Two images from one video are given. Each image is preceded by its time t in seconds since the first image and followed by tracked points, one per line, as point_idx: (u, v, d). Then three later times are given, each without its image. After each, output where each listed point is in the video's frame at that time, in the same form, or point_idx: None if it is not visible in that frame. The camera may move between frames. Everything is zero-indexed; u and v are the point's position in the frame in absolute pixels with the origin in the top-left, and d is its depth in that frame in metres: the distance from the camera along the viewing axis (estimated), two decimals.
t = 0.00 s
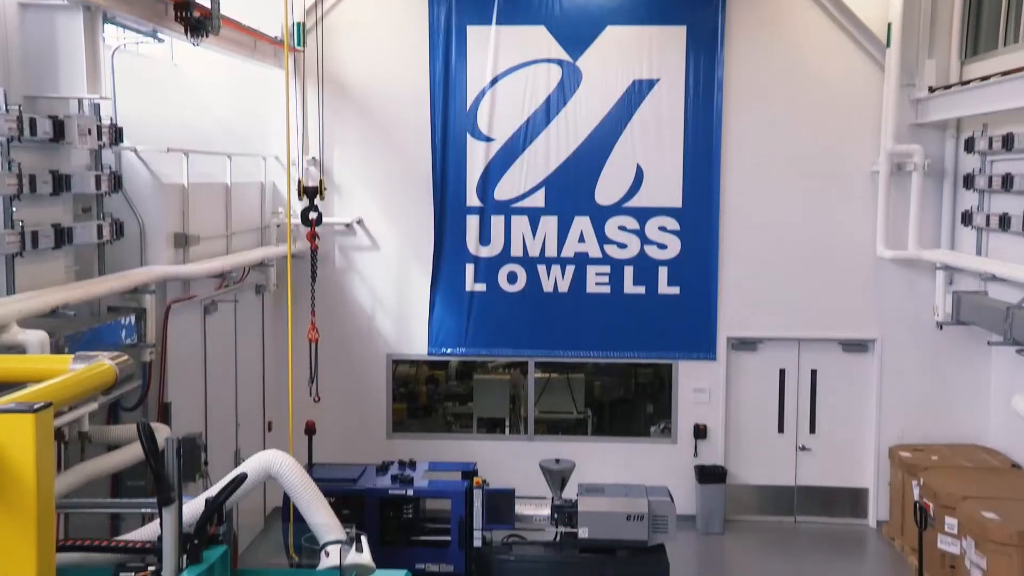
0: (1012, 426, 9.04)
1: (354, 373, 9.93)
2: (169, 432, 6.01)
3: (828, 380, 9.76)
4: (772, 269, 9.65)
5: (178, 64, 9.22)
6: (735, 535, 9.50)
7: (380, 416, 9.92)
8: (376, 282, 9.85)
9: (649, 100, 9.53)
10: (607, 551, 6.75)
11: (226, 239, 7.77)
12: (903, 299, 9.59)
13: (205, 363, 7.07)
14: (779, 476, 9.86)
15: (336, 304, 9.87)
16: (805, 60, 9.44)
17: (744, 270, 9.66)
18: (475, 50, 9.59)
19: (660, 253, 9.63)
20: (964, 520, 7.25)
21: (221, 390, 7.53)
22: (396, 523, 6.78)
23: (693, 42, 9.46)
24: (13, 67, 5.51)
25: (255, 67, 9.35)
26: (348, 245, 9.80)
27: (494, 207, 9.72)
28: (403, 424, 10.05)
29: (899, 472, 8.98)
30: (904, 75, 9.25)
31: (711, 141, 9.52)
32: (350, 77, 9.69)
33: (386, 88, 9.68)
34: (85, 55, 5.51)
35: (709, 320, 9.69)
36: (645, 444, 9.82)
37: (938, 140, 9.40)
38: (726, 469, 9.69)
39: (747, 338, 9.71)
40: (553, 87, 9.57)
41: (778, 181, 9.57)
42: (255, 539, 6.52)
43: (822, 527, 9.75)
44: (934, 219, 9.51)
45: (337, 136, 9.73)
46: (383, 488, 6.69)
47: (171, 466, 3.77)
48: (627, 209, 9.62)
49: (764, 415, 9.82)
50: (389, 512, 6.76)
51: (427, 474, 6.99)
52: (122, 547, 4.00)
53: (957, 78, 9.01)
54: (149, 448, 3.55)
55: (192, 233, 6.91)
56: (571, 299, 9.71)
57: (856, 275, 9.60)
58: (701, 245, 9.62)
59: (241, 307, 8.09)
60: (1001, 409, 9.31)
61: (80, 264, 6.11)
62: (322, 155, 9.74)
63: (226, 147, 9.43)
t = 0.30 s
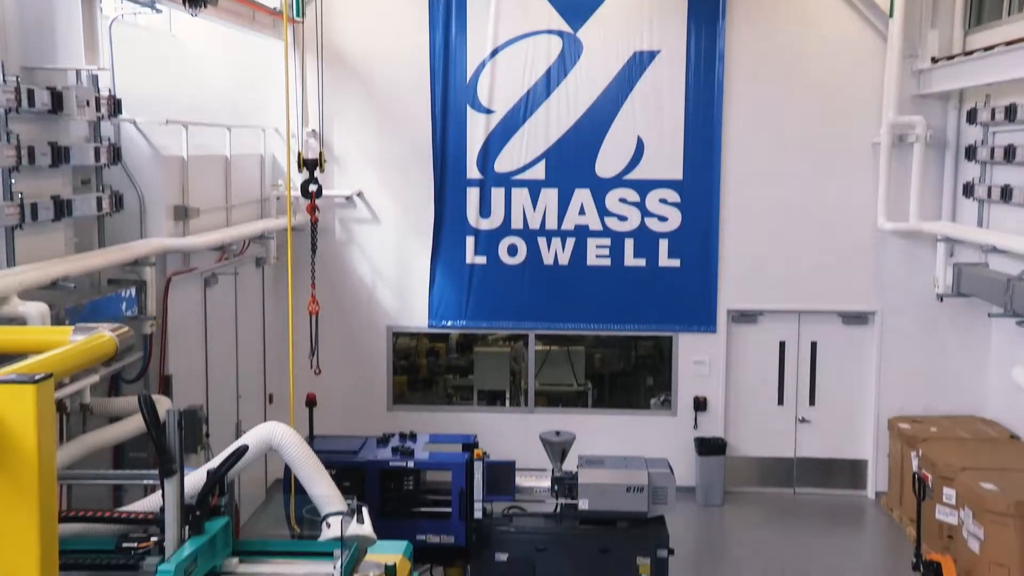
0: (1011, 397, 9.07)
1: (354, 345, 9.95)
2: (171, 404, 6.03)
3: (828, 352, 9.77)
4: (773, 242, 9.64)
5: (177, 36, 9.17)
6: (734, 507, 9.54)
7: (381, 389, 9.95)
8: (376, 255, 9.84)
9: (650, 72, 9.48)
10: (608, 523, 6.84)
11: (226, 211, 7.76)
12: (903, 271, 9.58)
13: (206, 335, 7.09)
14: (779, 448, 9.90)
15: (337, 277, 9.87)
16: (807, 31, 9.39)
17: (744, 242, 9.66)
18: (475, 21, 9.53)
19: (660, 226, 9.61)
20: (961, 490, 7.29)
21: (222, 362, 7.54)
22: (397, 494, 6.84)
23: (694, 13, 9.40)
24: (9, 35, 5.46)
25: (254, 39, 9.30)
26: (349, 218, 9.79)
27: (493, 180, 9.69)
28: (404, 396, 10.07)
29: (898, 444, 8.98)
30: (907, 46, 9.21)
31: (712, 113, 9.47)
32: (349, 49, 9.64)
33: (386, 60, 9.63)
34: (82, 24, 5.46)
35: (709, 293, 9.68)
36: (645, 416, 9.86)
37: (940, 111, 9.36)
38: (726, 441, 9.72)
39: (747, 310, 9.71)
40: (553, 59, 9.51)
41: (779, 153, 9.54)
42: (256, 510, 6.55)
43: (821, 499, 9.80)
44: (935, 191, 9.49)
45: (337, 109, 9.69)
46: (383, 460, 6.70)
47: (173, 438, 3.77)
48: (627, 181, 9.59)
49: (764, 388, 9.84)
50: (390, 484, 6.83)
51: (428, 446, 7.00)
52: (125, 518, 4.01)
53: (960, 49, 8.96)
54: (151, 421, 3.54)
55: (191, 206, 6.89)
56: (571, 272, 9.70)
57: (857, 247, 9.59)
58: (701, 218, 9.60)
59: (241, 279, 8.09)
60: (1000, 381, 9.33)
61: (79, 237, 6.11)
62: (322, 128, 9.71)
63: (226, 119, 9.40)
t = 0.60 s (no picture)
0: (1010, 365, 9.09)
1: (355, 315, 9.96)
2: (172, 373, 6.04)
3: (828, 322, 9.78)
4: (774, 211, 9.62)
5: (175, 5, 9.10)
6: (733, 475, 9.59)
7: (381, 358, 9.97)
8: (376, 224, 9.83)
9: (651, 40, 9.42)
10: (608, 491, 6.91)
11: (226, 180, 7.74)
12: (904, 240, 9.57)
13: (206, 304, 7.10)
14: (778, 417, 9.93)
15: (337, 246, 9.86)
16: None
17: (745, 212, 9.63)
18: None
19: (661, 195, 9.58)
20: (960, 458, 7.32)
21: (222, 331, 7.54)
22: (398, 463, 6.82)
23: None
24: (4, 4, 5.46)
25: (253, 7, 9.24)
26: (349, 187, 9.76)
27: (494, 149, 9.65)
28: (405, 365, 10.06)
29: (897, 413, 9.01)
30: (910, 13, 9.15)
31: (714, 81, 9.42)
32: (349, 16, 9.57)
33: (386, 28, 9.57)
34: None
35: (710, 263, 9.68)
36: (645, 385, 9.88)
37: (943, 79, 9.31)
38: (726, 410, 9.76)
39: (748, 280, 9.71)
40: (553, 27, 9.45)
41: (780, 121, 9.50)
42: (258, 478, 6.58)
43: (820, 467, 9.84)
44: (937, 159, 9.46)
45: (336, 77, 9.64)
46: (385, 429, 6.75)
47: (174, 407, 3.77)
48: (627, 150, 9.55)
49: (763, 357, 9.86)
50: (391, 453, 6.81)
51: (429, 415, 7.03)
52: (126, 487, 4.02)
53: (964, 16, 8.90)
54: (152, 390, 3.55)
55: (191, 175, 6.87)
56: (571, 241, 9.69)
57: (858, 216, 9.57)
58: (702, 187, 9.57)
59: (242, 249, 8.08)
60: (999, 349, 9.35)
61: (79, 206, 6.10)
62: (321, 97, 9.66)
63: (224, 88, 9.35)
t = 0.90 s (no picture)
0: (1010, 331, 9.11)
1: (355, 282, 9.96)
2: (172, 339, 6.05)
3: (828, 288, 9.78)
4: (775, 177, 9.59)
5: None
6: (732, 441, 9.64)
7: (382, 324, 9.99)
8: (376, 190, 9.80)
9: (652, 5, 9.35)
10: (608, 457, 6.95)
11: (225, 145, 7.71)
12: (906, 206, 9.55)
13: (206, 271, 7.09)
14: (778, 383, 9.96)
15: (337, 212, 9.84)
16: None
17: (746, 178, 9.60)
18: None
19: (661, 161, 9.55)
20: (959, 424, 7.34)
21: (223, 297, 7.55)
22: (398, 430, 6.86)
23: None
24: None
25: None
26: (348, 153, 9.72)
27: (494, 115, 9.61)
28: (405, 332, 10.09)
29: (897, 379, 9.02)
30: None
31: (716, 46, 9.35)
32: None
33: None
34: None
35: (710, 229, 9.66)
36: (645, 352, 9.91)
37: (947, 43, 9.24)
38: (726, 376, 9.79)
39: (748, 247, 9.70)
40: None
41: (782, 87, 9.44)
42: (259, 444, 6.62)
43: (819, 433, 9.89)
44: (939, 124, 9.41)
45: (335, 42, 9.56)
46: (385, 395, 6.77)
47: (175, 373, 3.78)
48: (629, 116, 9.50)
49: (763, 323, 9.87)
50: (391, 420, 6.86)
51: (429, 382, 7.04)
52: (128, 452, 4.03)
53: None
54: (153, 357, 3.55)
55: (191, 141, 6.85)
56: (571, 208, 9.67)
57: (859, 182, 9.55)
58: (704, 153, 9.54)
59: (241, 215, 8.07)
60: (999, 315, 9.36)
61: (78, 171, 6.09)
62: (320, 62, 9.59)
63: (223, 53, 9.29)
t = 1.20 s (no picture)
0: (1010, 300, 9.11)
1: (355, 253, 9.96)
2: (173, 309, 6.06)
3: (830, 259, 9.77)
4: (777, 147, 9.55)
5: None
6: (733, 411, 9.67)
7: (383, 295, 10.00)
8: (376, 160, 9.78)
9: None
10: (608, 427, 6.98)
11: (225, 115, 7.69)
12: (908, 176, 9.52)
13: (207, 241, 7.09)
14: (778, 353, 9.98)
15: (337, 183, 9.82)
16: None
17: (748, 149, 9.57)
18: None
19: (663, 131, 9.51)
20: (959, 393, 7.36)
21: (224, 267, 7.55)
22: (400, 400, 6.86)
23: None
24: None
25: None
26: (349, 123, 9.68)
27: (495, 85, 9.56)
28: (406, 303, 10.10)
29: (897, 349, 9.02)
30: None
31: (718, 15, 9.28)
32: None
33: None
34: None
35: (712, 200, 9.64)
36: (646, 322, 9.92)
37: (951, 11, 9.18)
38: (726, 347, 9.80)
39: (750, 217, 9.68)
40: None
41: (785, 56, 9.38)
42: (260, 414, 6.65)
43: (819, 403, 9.91)
44: (943, 93, 9.36)
45: (335, 11, 9.50)
46: (387, 365, 6.78)
47: (178, 343, 3.76)
48: (630, 86, 9.46)
49: (764, 294, 9.87)
50: (393, 390, 6.85)
51: (430, 352, 7.07)
52: (129, 421, 4.01)
53: None
54: (156, 328, 3.53)
55: (190, 110, 6.83)
56: (572, 178, 9.64)
57: (862, 152, 9.51)
58: (706, 123, 9.50)
59: (242, 185, 8.04)
60: (1000, 285, 9.36)
61: (78, 140, 6.07)
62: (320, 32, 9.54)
63: (222, 23, 9.23)
